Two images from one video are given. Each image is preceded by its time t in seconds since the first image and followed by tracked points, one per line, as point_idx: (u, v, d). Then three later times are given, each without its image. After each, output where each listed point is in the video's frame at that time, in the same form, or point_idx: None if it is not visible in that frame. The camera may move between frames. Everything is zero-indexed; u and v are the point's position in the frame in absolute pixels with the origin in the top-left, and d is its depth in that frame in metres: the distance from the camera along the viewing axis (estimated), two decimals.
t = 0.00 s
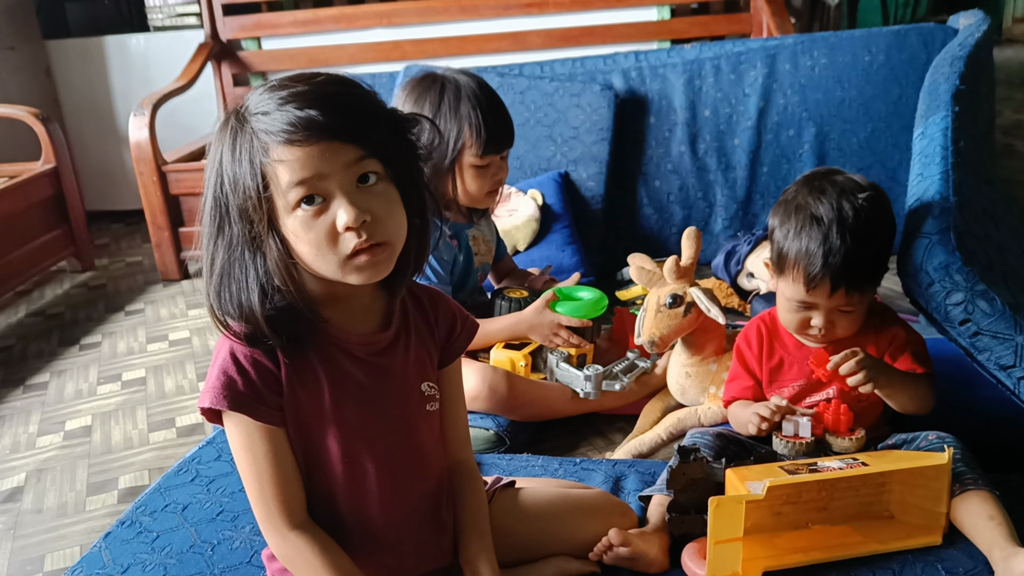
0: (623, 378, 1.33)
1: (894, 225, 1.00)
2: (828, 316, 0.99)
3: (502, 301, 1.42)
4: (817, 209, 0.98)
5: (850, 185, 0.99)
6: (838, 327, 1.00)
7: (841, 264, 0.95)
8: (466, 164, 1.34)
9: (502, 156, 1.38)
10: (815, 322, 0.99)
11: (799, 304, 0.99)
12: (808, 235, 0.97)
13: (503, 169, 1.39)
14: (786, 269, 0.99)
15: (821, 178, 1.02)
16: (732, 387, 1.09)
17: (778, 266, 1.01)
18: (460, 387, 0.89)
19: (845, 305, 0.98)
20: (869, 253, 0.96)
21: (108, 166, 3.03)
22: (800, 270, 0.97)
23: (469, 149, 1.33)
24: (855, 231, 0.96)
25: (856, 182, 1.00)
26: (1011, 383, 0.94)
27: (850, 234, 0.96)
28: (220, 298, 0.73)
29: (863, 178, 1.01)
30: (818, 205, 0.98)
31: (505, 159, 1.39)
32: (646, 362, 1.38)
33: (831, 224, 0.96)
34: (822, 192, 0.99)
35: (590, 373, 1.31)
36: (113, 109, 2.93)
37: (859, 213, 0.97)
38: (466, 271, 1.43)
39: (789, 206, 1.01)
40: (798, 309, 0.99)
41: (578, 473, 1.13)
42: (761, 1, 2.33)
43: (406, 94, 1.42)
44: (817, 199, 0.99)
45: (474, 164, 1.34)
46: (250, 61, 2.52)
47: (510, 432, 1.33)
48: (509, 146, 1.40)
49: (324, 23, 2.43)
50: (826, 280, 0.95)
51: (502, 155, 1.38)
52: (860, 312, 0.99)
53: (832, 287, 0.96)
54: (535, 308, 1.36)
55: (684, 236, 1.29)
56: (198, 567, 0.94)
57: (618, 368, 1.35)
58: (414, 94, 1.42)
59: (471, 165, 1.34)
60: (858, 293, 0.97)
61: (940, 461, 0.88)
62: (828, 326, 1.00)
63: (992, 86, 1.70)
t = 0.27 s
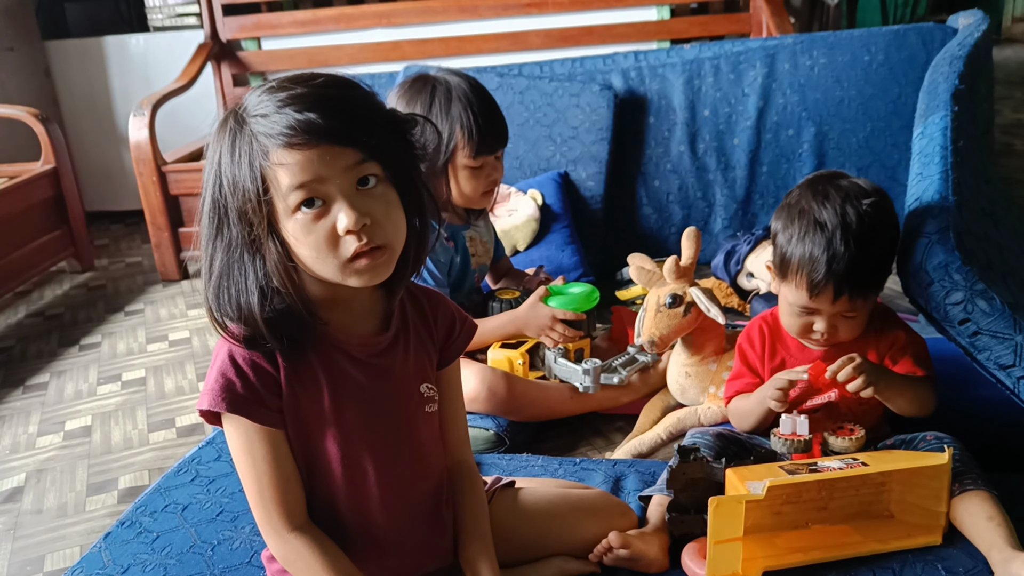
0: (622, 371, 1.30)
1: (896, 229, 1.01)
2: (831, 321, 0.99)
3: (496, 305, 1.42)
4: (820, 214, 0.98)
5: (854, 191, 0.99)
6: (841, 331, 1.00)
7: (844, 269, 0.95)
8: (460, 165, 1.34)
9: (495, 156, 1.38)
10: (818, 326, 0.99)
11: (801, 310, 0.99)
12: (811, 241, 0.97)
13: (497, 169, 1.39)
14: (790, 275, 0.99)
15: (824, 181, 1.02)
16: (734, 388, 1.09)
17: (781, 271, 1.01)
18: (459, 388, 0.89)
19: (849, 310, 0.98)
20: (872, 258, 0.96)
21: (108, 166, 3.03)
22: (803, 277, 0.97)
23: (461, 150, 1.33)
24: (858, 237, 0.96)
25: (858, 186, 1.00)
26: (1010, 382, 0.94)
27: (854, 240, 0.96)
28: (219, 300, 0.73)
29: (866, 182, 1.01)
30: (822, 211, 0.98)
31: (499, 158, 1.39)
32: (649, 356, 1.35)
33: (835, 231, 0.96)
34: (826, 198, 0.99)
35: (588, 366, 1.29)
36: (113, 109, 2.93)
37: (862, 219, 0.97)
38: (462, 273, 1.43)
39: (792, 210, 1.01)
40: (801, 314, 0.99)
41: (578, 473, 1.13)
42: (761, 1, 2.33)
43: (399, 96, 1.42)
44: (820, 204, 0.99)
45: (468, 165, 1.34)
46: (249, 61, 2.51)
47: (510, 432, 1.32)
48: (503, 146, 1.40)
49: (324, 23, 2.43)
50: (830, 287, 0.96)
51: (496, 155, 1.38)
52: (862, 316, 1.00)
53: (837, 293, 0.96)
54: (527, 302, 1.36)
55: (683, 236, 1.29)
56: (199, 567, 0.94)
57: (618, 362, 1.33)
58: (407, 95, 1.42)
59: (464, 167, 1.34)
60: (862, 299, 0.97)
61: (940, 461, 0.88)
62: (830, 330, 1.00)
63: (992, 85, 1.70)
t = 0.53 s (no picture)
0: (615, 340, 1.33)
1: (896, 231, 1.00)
2: (831, 324, 0.99)
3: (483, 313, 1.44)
4: (819, 218, 0.98)
5: (853, 194, 0.99)
6: (840, 334, 1.01)
7: (843, 273, 0.95)
8: (460, 161, 1.34)
9: (496, 153, 1.38)
10: (818, 329, 1.00)
11: (801, 313, 1.00)
12: (809, 246, 0.97)
13: (498, 166, 1.39)
14: (789, 279, 0.99)
15: (824, 185, 1.02)
16: (733, 390, 1.09)
17: (780, 275, 1.01)
18: (461, 387, 0.89)
19: (849, 312, 0.98)
20: (872, 261, 0.96)
21: (108, 166, 3.03)
22: (804, 282, 0.97)
23: (461, 147, 1.33)
24: (858, 240, 0.96)
25: (857, 189, 1.00)
26: (1011, 382, 0.94)
27: (853, 243, 0.96)
28: (220, 301, 0.73)
29: (865, 185, 1.01)
30: (821, 215, 0.98)
31: (500, 155, 1.39)
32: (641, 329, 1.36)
33: (834, 236, 0.96)
34: (825, 202, 0.99)
35: (579, 338, 1.31)
36: (113, 109, 2.93)
37: (861, 222, 0.97)
38: (461, 275, 1.43)
39: (791, 215, 1.01)
40: (801, 318, 1.00)
41: (579, 472, 1.13)
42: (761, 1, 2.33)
43: (399, 94, 1.43)
44: (819, 208, 0.99)
45: (468, 162, 1.34)
46: (250, 61, 2.51)
47: (511, 432, 1.32)
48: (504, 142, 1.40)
49: (324, 23, 2.43)
50: (830, 292, 0.96)
51: (496, 151, 1.38)
52: (863, 319, 1.00)
53: (837, 298, 0.96)
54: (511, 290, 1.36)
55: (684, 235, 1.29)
56: (200, 567, 0.94)
57: (607, 332, 1.35)
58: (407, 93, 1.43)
59: (464, 163, 1.34)
60: (863, 302, 0.98)
61: (941, 460, 0.88)
62: (830, 332, 1.00)
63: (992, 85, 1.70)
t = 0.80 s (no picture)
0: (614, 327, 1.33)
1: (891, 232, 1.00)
2: (824, 326, 0.99)
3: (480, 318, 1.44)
4: (811, 220, 0.97)
5: (845, 196, 0.98)
6: (835, 335, 1.01)
7: (834, 274, 0.94)
8: (461, 157, 1.35)
9: (498, 148, 1.39)
10: (811, 330, 1.00)
11: (794, 314, 1.00)
12: (801, 247, 0.97)
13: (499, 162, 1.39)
14: (781, 280, 0.99)
15: (817, 186, 1.01)
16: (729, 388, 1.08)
17: (772, 276, 1.01)
18: (463, 387, 0.89)
19: (843, 314, 0.98)
20: (865, 263, 0.96)
21: (108, 167, 3.03)
22: (796, 283, 0.96)
23: (462, 142, 1.34)
24: (850, 242, 0.96)
25: (850, 190, 0.99)
26: (1012, 381, 0.94)
27: (845, 245, 0.95)
28: (221, 301, 0.73)
29: (858, 186, 1.00)
30: (812, 216, 0.98)
31: (501, 151, 1.40)
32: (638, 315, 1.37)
33: (824, 238, 0.96)
34: (817, 203, 0.98)
35: (580, 330, 1.31)
36: (113, 109, 2.93)
37: (854, 224, 0.96)
38: (461, 273, 1.43)
39: (784, 216, 1.01)
40: (793, 319, 1.00)
41: (580, 472, 1.13)
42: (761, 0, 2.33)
43: (402, 91, 1.43)
44: (812, 209, 0.98)
45: (469, 158, 1.35)
46: (250, 61, 2.51)
47: (511, 431, 1.32)
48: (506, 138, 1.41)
49: (324, 23, 2.43)
50: (822, 293, 0.96)
51: (498, 147, 1.38)
52: (856, 320, 1.00)
53: (829, 299, 0.96)
54: (507, 283, 1.38)
55: (684, 235, 1.29)
56: (200, 566, 0.94)
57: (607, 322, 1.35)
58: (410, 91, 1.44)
59: (465, 159, 1.35)
60: (857, 304, 0.97)
61: (942, 460, 0.88)
62: (823, 333, 1.00)
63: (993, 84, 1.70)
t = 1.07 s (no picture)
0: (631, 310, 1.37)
1: (886, 235, 1.00)
2: (819, 328, 0.99)
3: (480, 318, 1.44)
4: (806, 223, 0.97)
5: (842, 199, 0.98)
6: (830, 337, 1.01)
7: (826, 277, 0.94)
8: (461, 155, 1.35)
9: (499, 148, 1.39)
10: (806, 333, 1.00)
11: (789, 317, 1.00)
12: (796, 249, 0.97)
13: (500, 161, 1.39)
14: (777, 282, 0.99)
15: (813, 188, 1.01)
16: (728, 390, 1.09)
17: (767, 278, 1.01)
18: (464, 388, 0.89)
19: (838, 317, 0.98)
20: (860, 266, 0.96)
21: (108, 167, 3.03)
22: (790, 286, 0.97)
23: (464, 141, 1.34)
24: (845, 245, 0.96)
25: (847, 193, 0.99)
26: (1013, 381, 0.95)
27: (837, 248, 0.95)
28: (223, 301, 0.73)
29: (854, 189, 1.00)
30: (808, 219, 0.97)
31: (502, 150, 1.40)
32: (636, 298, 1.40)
33: (819, 241, 0.96)
34: (814, 206, 0.98)
35: (607, 316, 1.36)
36: (113, 109, 2.93)
37: (850, 227, 0.96)
38: (462, 272, 1.42)
39: (780, 218, 1.01)
40: (789, 321, 1.00)
41: (580, 472, 1.13)
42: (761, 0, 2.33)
43: (404, 90, 1.44)
44: (808, 212, 0.98)
45: (470, 157, 1.35)
46: (250, 61, 2.51)
47: (511, 431, 1.32)
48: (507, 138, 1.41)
49: (325, 23, 2.43)
50: (816, 297, 0.96)
51: (500, 146, 1.38)
52: (852, 323, 1.00)
53: (823, 302, 0.96)
54: (512, 274, 1.39)
55: (685, 235, 1.29)
56: (200, 566, 0.94)
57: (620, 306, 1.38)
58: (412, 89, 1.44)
59: (466, 157, 1.35)
60: (851, 308, 0.97)
61: (942, 460, 0.88)
62: (819, 336, 1.00)
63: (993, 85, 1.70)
